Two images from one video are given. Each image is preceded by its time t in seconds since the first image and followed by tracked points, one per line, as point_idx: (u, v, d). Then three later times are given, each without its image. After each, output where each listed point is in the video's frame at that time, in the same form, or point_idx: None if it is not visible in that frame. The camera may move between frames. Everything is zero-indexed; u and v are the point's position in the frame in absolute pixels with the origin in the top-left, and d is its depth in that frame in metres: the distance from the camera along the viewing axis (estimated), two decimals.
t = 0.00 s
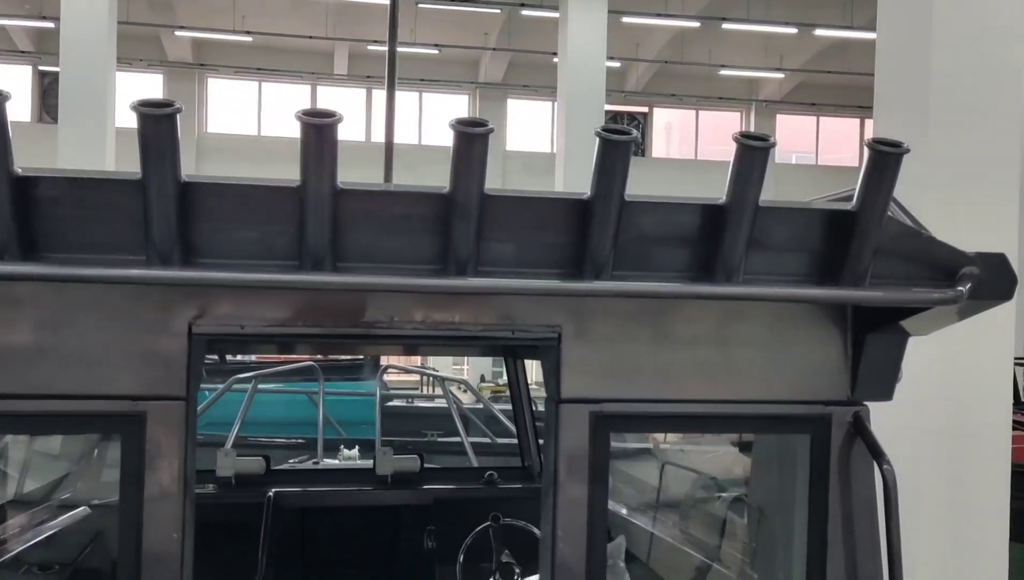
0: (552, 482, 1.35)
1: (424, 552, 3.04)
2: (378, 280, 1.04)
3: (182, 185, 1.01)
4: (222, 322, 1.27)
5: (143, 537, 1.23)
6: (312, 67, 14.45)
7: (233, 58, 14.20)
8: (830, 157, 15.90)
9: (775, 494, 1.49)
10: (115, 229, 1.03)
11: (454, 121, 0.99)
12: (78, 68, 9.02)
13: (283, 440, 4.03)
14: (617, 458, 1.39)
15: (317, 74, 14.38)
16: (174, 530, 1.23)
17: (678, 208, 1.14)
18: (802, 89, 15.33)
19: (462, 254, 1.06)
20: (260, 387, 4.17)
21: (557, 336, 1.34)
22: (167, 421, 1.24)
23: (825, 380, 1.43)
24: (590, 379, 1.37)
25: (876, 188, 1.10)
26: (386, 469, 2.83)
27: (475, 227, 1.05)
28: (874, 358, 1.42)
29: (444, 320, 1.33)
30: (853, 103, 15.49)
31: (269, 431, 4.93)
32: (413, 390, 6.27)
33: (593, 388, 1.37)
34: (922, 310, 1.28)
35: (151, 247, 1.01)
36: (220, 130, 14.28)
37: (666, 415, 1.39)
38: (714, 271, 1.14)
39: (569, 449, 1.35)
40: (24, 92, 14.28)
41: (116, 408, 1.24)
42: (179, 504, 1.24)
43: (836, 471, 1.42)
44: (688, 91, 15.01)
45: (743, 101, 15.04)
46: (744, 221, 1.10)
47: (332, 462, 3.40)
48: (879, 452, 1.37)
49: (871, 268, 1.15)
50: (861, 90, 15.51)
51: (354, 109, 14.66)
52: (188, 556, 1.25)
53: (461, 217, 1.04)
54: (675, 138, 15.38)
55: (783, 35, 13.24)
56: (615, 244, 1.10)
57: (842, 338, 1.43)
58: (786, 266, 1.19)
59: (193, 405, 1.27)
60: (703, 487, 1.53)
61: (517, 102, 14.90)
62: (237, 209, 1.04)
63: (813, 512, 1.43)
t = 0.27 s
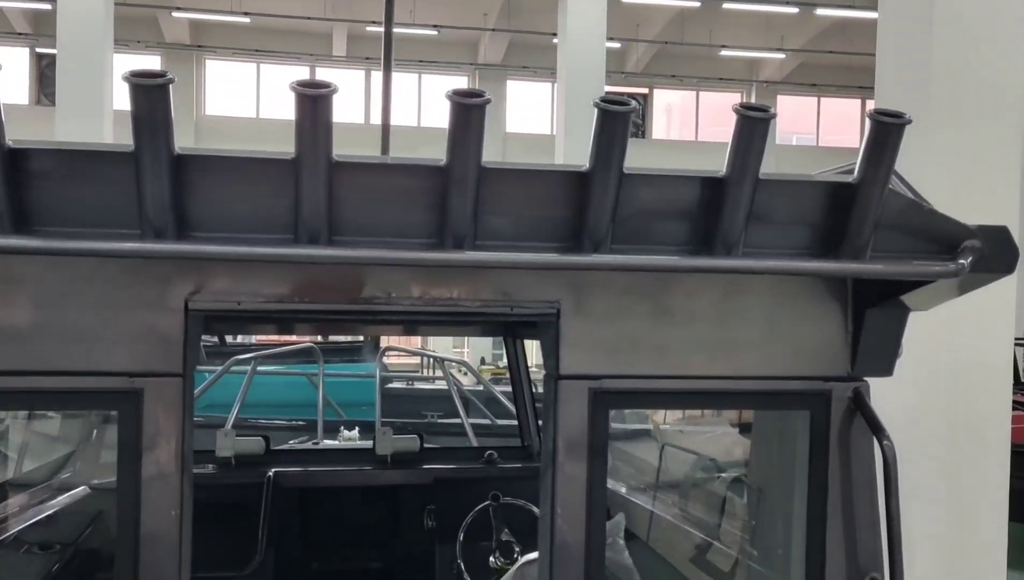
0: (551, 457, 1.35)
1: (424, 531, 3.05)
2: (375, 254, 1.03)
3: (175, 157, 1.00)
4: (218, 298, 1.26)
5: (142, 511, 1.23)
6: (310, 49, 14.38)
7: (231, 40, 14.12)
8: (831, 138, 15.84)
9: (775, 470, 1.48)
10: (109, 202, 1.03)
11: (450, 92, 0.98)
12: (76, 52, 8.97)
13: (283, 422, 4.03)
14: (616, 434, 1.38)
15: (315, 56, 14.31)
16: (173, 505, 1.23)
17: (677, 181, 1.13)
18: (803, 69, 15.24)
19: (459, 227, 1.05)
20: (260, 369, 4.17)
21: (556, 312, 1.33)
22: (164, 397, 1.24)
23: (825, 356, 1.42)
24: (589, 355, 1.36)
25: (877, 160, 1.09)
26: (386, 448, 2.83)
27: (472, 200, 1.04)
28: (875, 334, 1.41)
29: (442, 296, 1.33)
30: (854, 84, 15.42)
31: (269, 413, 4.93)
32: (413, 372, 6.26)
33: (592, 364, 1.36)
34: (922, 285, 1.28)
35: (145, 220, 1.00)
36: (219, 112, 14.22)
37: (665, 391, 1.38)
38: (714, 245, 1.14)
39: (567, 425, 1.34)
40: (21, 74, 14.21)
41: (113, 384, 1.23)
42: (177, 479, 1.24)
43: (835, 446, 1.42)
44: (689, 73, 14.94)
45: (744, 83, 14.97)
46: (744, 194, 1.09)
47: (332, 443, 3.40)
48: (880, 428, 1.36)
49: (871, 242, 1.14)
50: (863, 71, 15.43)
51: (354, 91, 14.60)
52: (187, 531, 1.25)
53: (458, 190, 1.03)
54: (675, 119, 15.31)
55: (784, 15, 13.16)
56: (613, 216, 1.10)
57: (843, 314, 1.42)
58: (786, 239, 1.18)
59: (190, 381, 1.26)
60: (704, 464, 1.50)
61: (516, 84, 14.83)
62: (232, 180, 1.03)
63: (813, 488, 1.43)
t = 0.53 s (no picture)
0: (551, 440, 1.35)
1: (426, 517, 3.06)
2: (374, 233, 1.03)
3: (173, 136, 0.99)
4: (217, 280, 1.26)
5: (142, 493, 1.24)
6: (310, 37, 14.33)
7: (230, 28, 14.07)
8: (832, 126, 15.80)
9: (775, 454, 1.48)
10: (107, 181, 1.03)
11: (449, 69, 0.97)
12: (76, 41, 8.95)
13: (284, 409, 4.03)
14: (617, 417, 1.38)
15: (315, 44, 14.26)
16: (173, 487, 1.24)
17: (678, 160, 1.12)
18: (805, 56, 15.18)
19: (459, 206, 1.05)
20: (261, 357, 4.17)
21: (557, 293, 1.33)
22: (162, 378, 1.24)
23: (826, 338, 1.42)
24: (591, 337, 1.36)
25: (879, 138, 1.08)
26: (386, 433, 2.85)
27: (472, 178, 1.04)
28: (876, 316, 1.41)
29: (443, 277, 1.32)
30: (856, 71, 15.36)
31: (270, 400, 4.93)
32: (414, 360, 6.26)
33: (593, 346, 1.36)
34: (923, 265, 1.28)
35: (143, 199, 1.00)
36: (218, 101, 14.18)
37: (666, 373, 1.38)
38: (716, 224, 1.13)
39: (567, 406, 1.34)
40: (21, 63, 14.16)
41: (112, 366, 1.23)
42: (178, 461, 1.24)
43: (836, 429, 1.42)
44: (690, 60, 14.88)
45: (745, 70, 14.91)
46: (745, 172, 1.09)
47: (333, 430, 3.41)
48: (881, 408, 1.36)
49: (874, 221, 1.14)
50: (864, 58, 15.37)
51: (354, 80, 14.55)
52: (187, 513, 1.25)
53: (457, 168, 1.03)
54: (676, 107, 15.27)
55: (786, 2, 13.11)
56: (614, 196, 1.09)
57: (844, 295, 1.42)
58: (788, 219, 1.18)
59: (190, 363, 1.26)
60: (705, 452, 1.50)
61: (517, 72, 14.79)
62: (231, 159, 1.03)
63: (813, 470, 1.43)
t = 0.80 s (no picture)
0: (553, 420, 1.35)
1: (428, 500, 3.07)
2: (374, 209, 1.02)
3: (170, 111, 0.99)
4: (216, 260, 1.25)
5: (143, 474, 1.23)
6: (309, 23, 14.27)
7: (229, 15, 14.01)
8: (833, 111, 15.75)
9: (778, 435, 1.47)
10: (106, 156, 1.03)
11: (450, 43, 0.96)
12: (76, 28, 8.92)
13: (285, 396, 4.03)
14: (620, 397, 1.38)
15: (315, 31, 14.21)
16: (174, 467, 1.24)
17: (681, 135, 1.11)
18: (807, 41, 15.12)
19: (460, 183, 1.04)
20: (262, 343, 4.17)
21: (558, 272, 1.32)
22: (162, 358, 1.24)
23: (830, 316, 1.42)
24: (593, 317, 1.35)
25: (885, 112, 1.07)
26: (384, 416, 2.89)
27: (473, 154, 1.03)
28: (878, 293, 1.40)
29: (443, 257, 1.31)
30: (857, 56, 15.30)
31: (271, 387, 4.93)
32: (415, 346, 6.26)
33: (595, 325, 1.35)
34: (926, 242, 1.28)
35: (141, 176, 1.00)
36: (218, 88, 14.14)
37: (668, 352, 1.38)
38: (719, 201, 1.12)
39: (569, 385, 1.34)
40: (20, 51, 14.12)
41: (111, 346, 1.23)
42: (178, 442, 1.24)
43: (839, 408, 1.42)
44: (691, 45, 14.82)
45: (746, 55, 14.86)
46: (749, 148, 1.08)
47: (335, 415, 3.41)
48: (884, 386, 1.36)
49: (878, 197, 1.14)
50: (866, 43, 15.31)
51: (353, 66, 14.50)
52: (188, 494, 1.26)
53: (457, 143, 1.02)
54: (677, 93, 15.22)
55: None
56: (616, 172, 1.08)
57: (847, 273, 1.41)
58: (791, 195, 1.17)
59: (190, 343, 1.26)
60: (707, 436, 1.49)
61: (517, 58, 14.73)
62: (228, 135, 1.02)
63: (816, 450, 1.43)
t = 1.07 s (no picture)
0: (551, 398, 1.34)
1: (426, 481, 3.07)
2: (368, 181, 1.01)
3: (160, 81, 0.99)
4: (210, 237, 1.24)
5: (139, 453, 1.23)
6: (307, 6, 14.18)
7: None
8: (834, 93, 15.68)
9: (777, 414, 1.48)
10: (98, 127, 1.04)
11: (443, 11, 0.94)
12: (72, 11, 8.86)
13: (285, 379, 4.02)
14: (618, 377, 1.37)
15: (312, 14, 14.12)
16: (170, 445, 1.23)
17: (680, 107, 1.10)
18: (807, 23, 15.03)
19: (455, 155, 1.03)
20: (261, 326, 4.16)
21: (556, 249, 1.31)
22: (156, 336, 1.22)
23: (831, 292, 1.40)
24: (592, 294, 1.34)
25: (888, 81, 1.06)
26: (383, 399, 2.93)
27: (467, 125, 1.02)
28: (880, 269, 1.39)
29: (440, 233, 1.30)
30: (858, 38, 15.22)
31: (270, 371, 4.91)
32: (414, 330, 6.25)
33: (594, 302, 1.34)
34: (930, 214, 1.26)
35: (131, 150, 1.00)
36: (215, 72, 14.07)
37: (668, 329, 1.37)
38: (718, 173, 1.11)
39: (568, 362, 1.33)
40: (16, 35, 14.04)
41: (105, 324, 1.22)
42: (173, 420, 1.23)
43: (840, 385, 1.41)
44: (690, 28, 14.74)
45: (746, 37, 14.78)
46: (748, 119, 1.07)
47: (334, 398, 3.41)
48: (884, 362, 1.35)
49: (879, 169, 1.13)
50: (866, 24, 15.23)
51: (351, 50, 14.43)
52: (184, 472, 1.25)
53: (452, 114, 1.01)
54: (676, 75, 15.15)
55: None
56: (614, 144, 1.07)
57: (849, 248, 1.40)
58: (791, 168, 1.16)
59: (184, 321, 1.25)
60: (706, 418, 1.51)
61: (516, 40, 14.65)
62: (223, 104, 1.02)
63: (816, 428, 1.42)
